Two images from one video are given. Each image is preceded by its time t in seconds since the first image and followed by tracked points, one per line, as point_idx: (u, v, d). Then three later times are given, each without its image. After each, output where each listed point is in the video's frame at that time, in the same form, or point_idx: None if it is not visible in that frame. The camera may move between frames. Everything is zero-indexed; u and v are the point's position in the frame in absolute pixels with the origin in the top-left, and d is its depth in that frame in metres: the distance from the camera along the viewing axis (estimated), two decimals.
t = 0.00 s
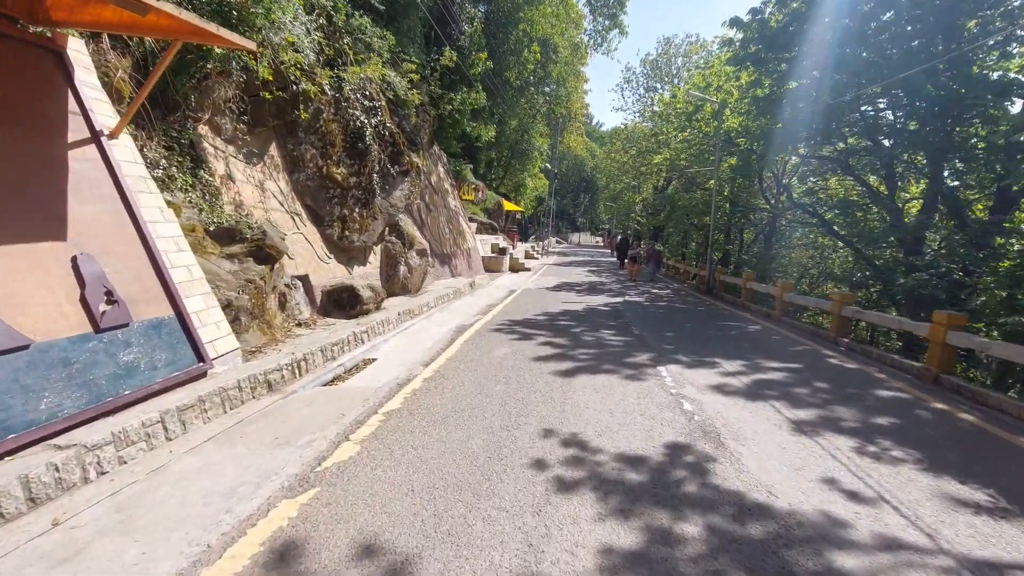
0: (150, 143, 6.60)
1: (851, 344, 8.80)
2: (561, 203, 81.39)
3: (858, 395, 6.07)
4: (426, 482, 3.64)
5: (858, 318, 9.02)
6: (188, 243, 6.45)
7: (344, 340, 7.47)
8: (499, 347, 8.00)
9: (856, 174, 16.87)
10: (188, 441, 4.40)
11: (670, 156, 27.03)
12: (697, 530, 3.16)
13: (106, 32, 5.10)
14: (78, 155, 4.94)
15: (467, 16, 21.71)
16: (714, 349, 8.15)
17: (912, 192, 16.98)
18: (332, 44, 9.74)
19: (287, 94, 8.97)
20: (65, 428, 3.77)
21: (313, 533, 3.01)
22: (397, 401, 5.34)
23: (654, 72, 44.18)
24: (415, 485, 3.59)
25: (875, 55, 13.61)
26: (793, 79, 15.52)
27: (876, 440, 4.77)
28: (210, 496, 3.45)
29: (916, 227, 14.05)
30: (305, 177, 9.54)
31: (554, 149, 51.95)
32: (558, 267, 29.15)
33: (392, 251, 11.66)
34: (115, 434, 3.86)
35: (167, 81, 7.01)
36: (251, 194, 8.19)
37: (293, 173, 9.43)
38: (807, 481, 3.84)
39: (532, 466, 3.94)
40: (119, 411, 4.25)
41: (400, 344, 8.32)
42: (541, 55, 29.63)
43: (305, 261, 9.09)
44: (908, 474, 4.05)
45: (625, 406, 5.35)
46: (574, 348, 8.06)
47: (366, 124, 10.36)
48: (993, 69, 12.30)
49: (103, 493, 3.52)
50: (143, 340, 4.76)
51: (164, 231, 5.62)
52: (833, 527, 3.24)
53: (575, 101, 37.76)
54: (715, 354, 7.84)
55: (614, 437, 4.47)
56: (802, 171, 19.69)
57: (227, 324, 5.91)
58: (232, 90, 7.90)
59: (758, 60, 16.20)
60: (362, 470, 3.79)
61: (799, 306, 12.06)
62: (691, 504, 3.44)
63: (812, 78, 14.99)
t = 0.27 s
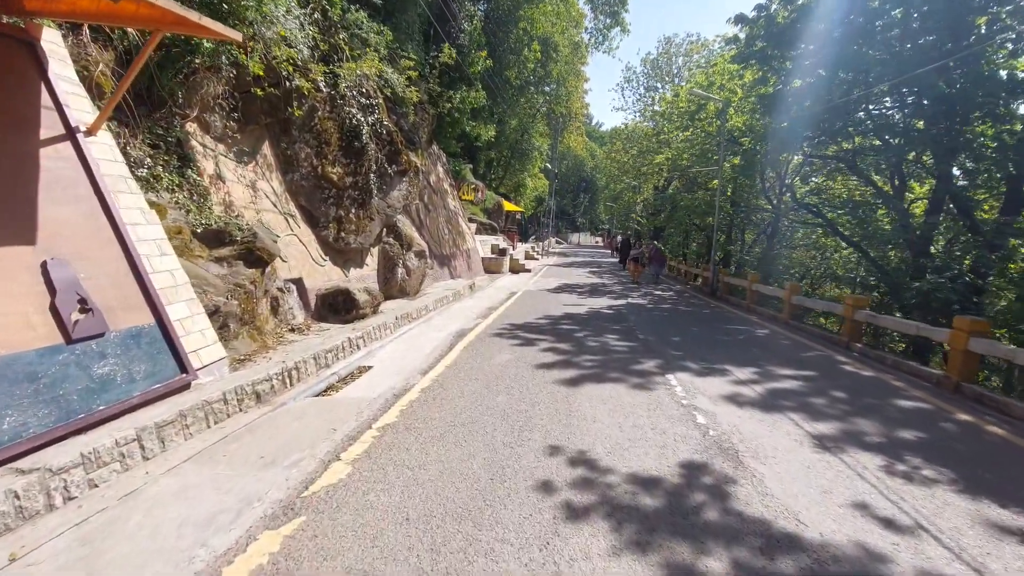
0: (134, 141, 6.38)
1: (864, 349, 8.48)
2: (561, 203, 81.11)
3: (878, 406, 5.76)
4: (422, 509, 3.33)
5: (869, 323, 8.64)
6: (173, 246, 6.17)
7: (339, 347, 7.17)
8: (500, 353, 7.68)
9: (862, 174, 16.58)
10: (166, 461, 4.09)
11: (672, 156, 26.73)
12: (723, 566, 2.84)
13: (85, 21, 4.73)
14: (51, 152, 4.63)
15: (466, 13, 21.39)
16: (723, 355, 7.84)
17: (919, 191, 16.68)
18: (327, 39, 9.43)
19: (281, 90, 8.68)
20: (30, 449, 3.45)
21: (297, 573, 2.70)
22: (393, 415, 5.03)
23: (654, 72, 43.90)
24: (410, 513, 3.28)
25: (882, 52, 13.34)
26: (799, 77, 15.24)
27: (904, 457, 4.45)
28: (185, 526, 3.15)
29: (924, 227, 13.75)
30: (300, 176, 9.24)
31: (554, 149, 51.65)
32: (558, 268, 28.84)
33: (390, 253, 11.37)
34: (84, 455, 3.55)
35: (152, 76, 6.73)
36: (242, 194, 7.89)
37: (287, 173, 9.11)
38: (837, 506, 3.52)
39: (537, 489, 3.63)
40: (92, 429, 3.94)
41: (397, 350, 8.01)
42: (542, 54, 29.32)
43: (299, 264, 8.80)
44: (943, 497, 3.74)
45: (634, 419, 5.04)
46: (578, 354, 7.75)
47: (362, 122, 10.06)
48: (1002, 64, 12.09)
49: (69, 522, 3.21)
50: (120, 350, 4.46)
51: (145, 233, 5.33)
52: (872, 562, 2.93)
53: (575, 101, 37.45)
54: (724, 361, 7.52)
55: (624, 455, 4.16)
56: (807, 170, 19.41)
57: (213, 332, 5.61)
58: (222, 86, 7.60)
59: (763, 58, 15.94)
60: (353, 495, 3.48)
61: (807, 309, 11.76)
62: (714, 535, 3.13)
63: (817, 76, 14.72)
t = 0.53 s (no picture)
0: (110, 133, 6.02)
1: (875, 353, 8.18)
2: (557, 203, 80.88)
3: (898, 415, 5.45)
4: (414, 538, 2.98)
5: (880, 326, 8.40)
6: (149, 245, 5.80)
7: (328, 351, 6.81)
8: (498, 358, 7.33)
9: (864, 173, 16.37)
10: (133, 480, 3.72)
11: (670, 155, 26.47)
12: None
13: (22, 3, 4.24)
14: (11, 143, 4.26)
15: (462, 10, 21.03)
16: (730, 360, 7.52)
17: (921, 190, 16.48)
18: (317, 29, 9.04)
19: (269, 83, 8.26)
20: None
21: None
22: (383, 427, 4.68)
23: (651, 72, 43.68)
24: (400, 543, 2.92)
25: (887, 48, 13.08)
26: (801, 74, 15.00)
27: (934, 473, 4.12)
28: (145, 560, 2.79)
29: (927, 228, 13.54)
30: (289, 173, 8.87)
31: (550, 149, 51.36)
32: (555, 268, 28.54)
33: (383, 253, 11.01)
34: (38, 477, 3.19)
35: (129, 64, 6.38)
36: (227, 191, 7.52)
37: (275, 169, 8.72)
38: (871, 531, 3.20)
39: (541, 512, 3.29)
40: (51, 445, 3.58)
41: (389, 354, 7.64)
42: (538, 52, 29.00)
43: (288, 264, 8.43)
44: (984, 519, 3.41)
45: (642, 430, 4.71)
46: (579, 359, 7.41)
47: (354, 117, 9.68)
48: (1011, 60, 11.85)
49: (16, 555, 2.84)
50: (86, 357, 4.09)
51: (118, 231, 4.97)
52: None
53: (572, 100, 37.17)
54: (732, 366, 7.20)
55: (634, 473, 3.83)
56: (807, 169, 19.17)
57: (191, 337, 5.24)
58: (205, 77, 7.22)
59: (765, 55, 15.69)
60: (337, 522, 3.13)
61: (811, 311, 11.47)
62: (740, 568, 2.79)
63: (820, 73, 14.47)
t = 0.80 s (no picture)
0: (65, 138, 5.46)
1: (875, 360, 7.97)
2: (546, 203, 80.75)
3: (908, 429, 5.21)
4: None
5: (880, 331, 8.16)
6: (112, 249, 5.39)
7: (307, 361, 6.43)
8: (488, 367, 6.99)
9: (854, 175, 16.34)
10: (81, 514, 3.32)
11: (660, 156, 26.35)
12: None
13: None
14: None
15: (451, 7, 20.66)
16: (729, 368, 7.27)
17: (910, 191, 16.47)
18: (297, 21, 8.67)
19: (245, 76, 7.88)
20: None
21: None
22: (363, 447, 4.32)
23: (640, 73, 43.64)
24: None
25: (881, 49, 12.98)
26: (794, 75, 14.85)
27: (955, 497, 3.86)
28: None
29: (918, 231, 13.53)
30: (266, 171, 8.51)
31: (540, 150, 51.14)
32: (544, 270, 28.26)
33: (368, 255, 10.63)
34: None
35: (91, 54, 5.90)
36: (199, 191, 7.10)
37: (252, 168, 8.36)
38: (899, 568, 2.92)
39: (538, 549, 2.96)
40: None
41: (373, 363, 7.27)
42: (528, 51, 28.71)
43: (266, 268, 8.03)
44: (1017, 551, 3.15)
45: (642, 448, 4.41)
46: (572, 367, 7.11)
47: (337, 114, 9.31)
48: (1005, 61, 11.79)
49: None
50: (33, 374, 3.68)
51: (76, 234, 4.57)
52: None
53: (561, 101, 36.94)
54: (730, 375, 6.94)
55: (637, 501, 3.51)
56: (797, 171, 19.12)
57: (154, 349, 4.82)
58: (176, 69, 6.81)
59: (757, 55, 15.52)
60: (307, 566, 2.78)
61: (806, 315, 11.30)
62: None
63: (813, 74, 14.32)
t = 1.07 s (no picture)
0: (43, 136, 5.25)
1: (890, 368, 7.65)
2: (546, 209, 80.62)
3: (934, 444, 4.89)
4: None
5: (895, 338, 7.85)
6: (91, 253, 5.10)
7: (296, 371, 6.12)
8: (487, 377, 6.68)
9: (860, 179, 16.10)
10: (39, 543, 3.01)
11: (661, 161, 26.13)
12: None
13: None
14: None
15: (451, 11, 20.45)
16: (739, 378, 6.95)
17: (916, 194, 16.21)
18: (291, 20, 8.43)
19: (237, 75, 7.62)
20: None
21: None
22: (353, 466, 4.00)
23: (641, 79, 43.55)
24: None
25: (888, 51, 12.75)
26: (798, 77, 14.61)
27: (996, 522, 3.54)
28: None
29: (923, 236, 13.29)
30: (259, 173, 8.23)
31: (541, 155, 51.00)
32: (545, 275, 27.98)
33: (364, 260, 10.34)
34: None
35: (71, 50, 5.67)
36: (187, 193, 6.83)
37: (244, 169, 8.10)
38: None
39: None
40: None
41: (368, 372, 6.96)
42: (529, 56, 28.54)
43: (258, 273, 7.74)
44: None
45: (653, 467, 4.09)
46: (575, 377, 6.79)
47: (333, 115, 9.06)
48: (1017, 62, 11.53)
49: None
50: None
51: (47, 237, 4.30)
52: None
53: (562, 106, 36.78)
54: (742, 385, 6.61)
55: (650, 528, 3.20)
56: (801, 175, 18.87)
57: (131, 360, 4.51)
58: (162, 67, 6.56)
59: (761, 57, 15.29)
60: None
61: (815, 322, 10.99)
62: None
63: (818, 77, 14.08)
